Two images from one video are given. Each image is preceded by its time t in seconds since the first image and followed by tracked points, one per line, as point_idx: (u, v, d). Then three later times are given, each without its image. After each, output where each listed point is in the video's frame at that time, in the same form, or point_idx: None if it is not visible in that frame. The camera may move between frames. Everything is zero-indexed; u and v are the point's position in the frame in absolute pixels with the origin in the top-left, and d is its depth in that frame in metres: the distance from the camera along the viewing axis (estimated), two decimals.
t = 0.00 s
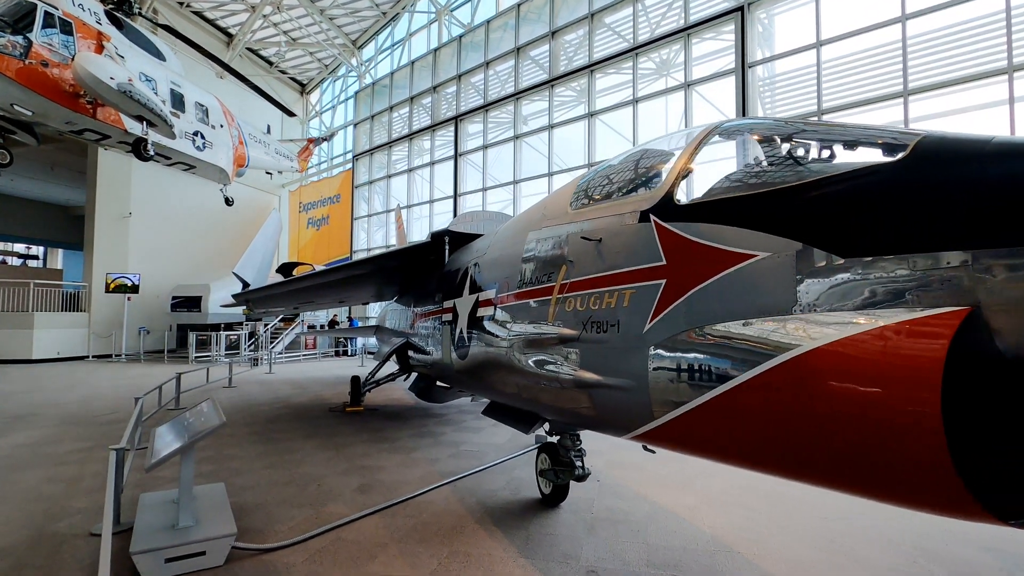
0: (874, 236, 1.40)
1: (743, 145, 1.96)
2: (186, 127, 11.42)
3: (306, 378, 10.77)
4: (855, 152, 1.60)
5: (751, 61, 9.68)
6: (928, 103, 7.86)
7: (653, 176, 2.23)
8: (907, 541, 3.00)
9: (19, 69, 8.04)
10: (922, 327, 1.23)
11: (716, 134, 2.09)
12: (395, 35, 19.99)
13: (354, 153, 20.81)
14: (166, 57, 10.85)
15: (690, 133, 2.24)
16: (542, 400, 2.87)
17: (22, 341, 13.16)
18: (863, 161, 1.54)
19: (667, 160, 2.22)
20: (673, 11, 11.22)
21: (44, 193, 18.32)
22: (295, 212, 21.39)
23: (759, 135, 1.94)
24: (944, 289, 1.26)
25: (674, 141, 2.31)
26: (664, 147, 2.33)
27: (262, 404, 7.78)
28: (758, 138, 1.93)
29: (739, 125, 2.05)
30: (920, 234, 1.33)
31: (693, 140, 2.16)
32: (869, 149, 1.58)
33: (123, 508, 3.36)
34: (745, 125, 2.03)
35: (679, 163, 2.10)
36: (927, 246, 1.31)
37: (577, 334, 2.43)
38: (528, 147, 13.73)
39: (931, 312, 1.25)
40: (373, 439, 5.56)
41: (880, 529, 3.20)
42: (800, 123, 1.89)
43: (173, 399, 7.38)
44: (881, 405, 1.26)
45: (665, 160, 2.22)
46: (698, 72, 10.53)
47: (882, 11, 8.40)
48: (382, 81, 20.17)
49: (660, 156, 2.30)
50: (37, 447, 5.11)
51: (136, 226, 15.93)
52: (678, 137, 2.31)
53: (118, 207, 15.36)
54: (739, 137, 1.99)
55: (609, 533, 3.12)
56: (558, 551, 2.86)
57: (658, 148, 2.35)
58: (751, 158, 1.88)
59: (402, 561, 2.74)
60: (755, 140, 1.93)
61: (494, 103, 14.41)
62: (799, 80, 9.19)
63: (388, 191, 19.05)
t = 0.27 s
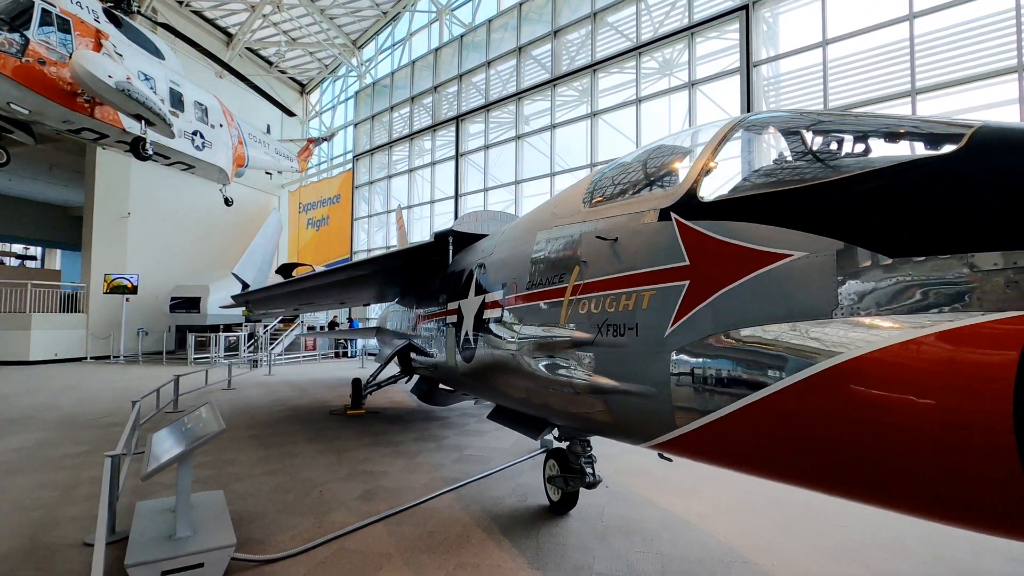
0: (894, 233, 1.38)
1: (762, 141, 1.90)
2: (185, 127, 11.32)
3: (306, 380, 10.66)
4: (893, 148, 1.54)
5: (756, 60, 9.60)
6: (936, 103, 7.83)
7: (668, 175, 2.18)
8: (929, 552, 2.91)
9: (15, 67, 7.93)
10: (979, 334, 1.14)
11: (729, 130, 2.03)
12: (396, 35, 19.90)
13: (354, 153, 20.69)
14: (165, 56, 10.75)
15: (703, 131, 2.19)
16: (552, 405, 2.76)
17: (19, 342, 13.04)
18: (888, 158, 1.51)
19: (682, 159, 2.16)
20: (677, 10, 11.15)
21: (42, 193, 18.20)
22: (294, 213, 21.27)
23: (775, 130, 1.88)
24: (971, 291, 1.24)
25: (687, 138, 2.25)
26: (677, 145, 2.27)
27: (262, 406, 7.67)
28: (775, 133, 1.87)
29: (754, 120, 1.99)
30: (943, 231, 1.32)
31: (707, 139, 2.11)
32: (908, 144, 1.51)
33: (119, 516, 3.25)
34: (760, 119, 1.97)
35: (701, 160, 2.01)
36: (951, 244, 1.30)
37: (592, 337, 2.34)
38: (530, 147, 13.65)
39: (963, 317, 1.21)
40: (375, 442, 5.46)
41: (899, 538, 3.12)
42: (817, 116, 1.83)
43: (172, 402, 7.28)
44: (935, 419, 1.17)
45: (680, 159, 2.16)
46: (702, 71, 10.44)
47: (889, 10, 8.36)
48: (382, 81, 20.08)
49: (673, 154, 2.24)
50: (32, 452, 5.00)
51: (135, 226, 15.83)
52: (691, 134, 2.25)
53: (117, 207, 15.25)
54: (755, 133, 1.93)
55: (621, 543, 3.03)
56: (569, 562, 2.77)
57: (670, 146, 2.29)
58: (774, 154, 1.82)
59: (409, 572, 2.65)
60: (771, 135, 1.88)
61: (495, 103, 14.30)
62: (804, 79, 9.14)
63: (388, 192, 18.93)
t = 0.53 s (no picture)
0: (893, 232, 1.38)
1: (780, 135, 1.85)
2: (184, 126, 11.22)
3: (306, 382, 10.55)
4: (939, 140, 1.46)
5: (760, 59, 9.56)
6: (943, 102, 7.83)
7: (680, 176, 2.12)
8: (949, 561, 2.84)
9: (12, 65, 7.83)
10: None
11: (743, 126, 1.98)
12: (396, 35, 19.81)
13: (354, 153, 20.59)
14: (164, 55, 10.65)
15: (715, 127, 2.13)
16: (564, 410, 2.69)
17: (16, 343, 12.91)
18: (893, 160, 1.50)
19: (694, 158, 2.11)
20: (680, 9, 11.08)
21: (39, 193, 18.05)
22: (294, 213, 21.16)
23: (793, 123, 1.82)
24: (971, 292, 1.23)
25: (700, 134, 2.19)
26: (689, 142, 2.21)
27: (262, 408, 7.57)
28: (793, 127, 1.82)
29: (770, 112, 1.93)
30: (942, 231, 1.31)
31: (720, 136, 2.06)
32: (955, 136, 1.44)
33: (117, 524, 3.16)
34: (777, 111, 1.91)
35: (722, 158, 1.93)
36: (951, 244, 1.29)
37: (607, 340, 2.25)
38: (532, 146, 13.56)
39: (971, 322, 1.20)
40: (377, 446, 5.37)
41: (917, 546, 3.05)
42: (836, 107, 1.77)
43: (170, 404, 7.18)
44: (982, 427, 1.13)
45: (692, 158, 2.11)
46: (706, 70, 10.38)
47: (896, 8, 8.35)
48: (382, 81, 19.99)
49: (684, 153, 2.19)
50: (28, 456, 4.89)
51: (133, 227, 15.72)
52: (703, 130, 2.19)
53: (115, 207, 15.14)
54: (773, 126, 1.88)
55: (634, 550, 2.95)
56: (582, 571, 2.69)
57: (681, 143, 2.23)
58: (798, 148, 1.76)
59: None
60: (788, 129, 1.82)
61: (496, 102, 14.20)
62: (810, 78, 9.10)
63: (388, 192, 18.83)
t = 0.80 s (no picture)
0: (947, 226, 1.31)
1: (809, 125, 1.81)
2: (185, 124, 11.15)
3: (307, 382, 10.47)
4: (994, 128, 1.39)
5: (765, 57, 9.49)
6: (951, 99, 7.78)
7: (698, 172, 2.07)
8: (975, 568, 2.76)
9: (11, 63, 7.76)
10: None
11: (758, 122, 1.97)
12: (397, 34, 19.73)
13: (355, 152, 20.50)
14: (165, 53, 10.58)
15: (727, 126, 2.14)
16: (580, 412, 2.60)
17: (15, 343, 12.82)
18: (932, 153, 1.46)
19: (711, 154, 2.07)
20: (684, 7, 11.02)
21: (39, 193, 17.97)
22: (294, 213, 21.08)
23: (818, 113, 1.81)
24: None
25: (711, 135, 2.19)
26: (701, 142, 2.19)
27: (264, 409, 7.49)
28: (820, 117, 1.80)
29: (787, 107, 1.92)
30: (997, 224, 1.25)
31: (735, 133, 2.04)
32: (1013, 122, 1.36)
33: (118, 528, 3.08)
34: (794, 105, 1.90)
35: (752, 152, 1.86)
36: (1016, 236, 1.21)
37: (629, 340, 2.17)
38: (534, 145, 13.49)
39: None
40: (382, 447, 5.29)
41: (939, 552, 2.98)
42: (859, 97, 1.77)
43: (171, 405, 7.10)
44: None
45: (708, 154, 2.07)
46: (710, 69, 10.30)
47: (903, 6, 8.29)
48: (384, 80, 19.90)
49: (698, 152, 2.15)
50: (27, 458, 4.82)
51: (133, 226, 15.63)
52: (713, 131, 2.20)
53: (115, 207, 15.05)
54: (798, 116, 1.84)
55: (650, 556, 2.87)
56: None
57: (693, 144, 2.21)
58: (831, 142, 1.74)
59: None
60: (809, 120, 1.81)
61: (499, 101, 14.12)
62: (816, 75, 9.04)
63: (389, 191, 18.75)
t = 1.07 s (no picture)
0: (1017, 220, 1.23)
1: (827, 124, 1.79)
2: (188, 124, 11.08)
3: (310, 384, 10.38)
4: None
5: (773, 56, 9.43)
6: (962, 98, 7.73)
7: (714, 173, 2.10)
8: None
9: (12, 61, 7.68)
10: None
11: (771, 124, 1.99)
12: (399, 34, 19.66)
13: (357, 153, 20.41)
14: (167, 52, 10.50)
15: (738, 125, 2.15)
16: (602, 417, 2.52)
17: (16, 345, 12.73)
18: (990, 145, 1.39)
19: (727, 155, 2.09)
20: (690, 6, 10.94)
21: (39, 193, 17.88)
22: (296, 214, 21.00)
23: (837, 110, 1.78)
24: None
25: (723, 134, 2.20)
26: (714, 143, 2.21)
27: (268, 412, 7.40)
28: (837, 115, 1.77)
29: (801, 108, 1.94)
30: None
31: (749, 132, 2.05)
32: None
33: (125, 537, 2.99)
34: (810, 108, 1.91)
35: (791, 151, 1.80)
36: None
37: (658, 343, 2.08)
38: (538, 145, 13.41)
39: None
40: (390, 451, 5.20)
41: (969, 560, 2.89)
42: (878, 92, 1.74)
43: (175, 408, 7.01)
44: None
45: (723, 156, 2.09)
46: (717, 68, 10.23)
47: (913, 4, 8.23)
48: (386, 80, 19.82)
49: (713, 153, 2.17)
50: (29, 462, 4.73)
51: (134, 227, 15.54)
52: (725, 130, 2.22)
53: (116, 207, 14.96)
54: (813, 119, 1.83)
55: (672, 565, 2.79)
56: None
57: (706, 146, 2.23)
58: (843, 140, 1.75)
59: None
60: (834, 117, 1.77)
61: (502, 101, 14.04)
62: (825, 74, 8.97)
63: (391, 192, 18.66)
